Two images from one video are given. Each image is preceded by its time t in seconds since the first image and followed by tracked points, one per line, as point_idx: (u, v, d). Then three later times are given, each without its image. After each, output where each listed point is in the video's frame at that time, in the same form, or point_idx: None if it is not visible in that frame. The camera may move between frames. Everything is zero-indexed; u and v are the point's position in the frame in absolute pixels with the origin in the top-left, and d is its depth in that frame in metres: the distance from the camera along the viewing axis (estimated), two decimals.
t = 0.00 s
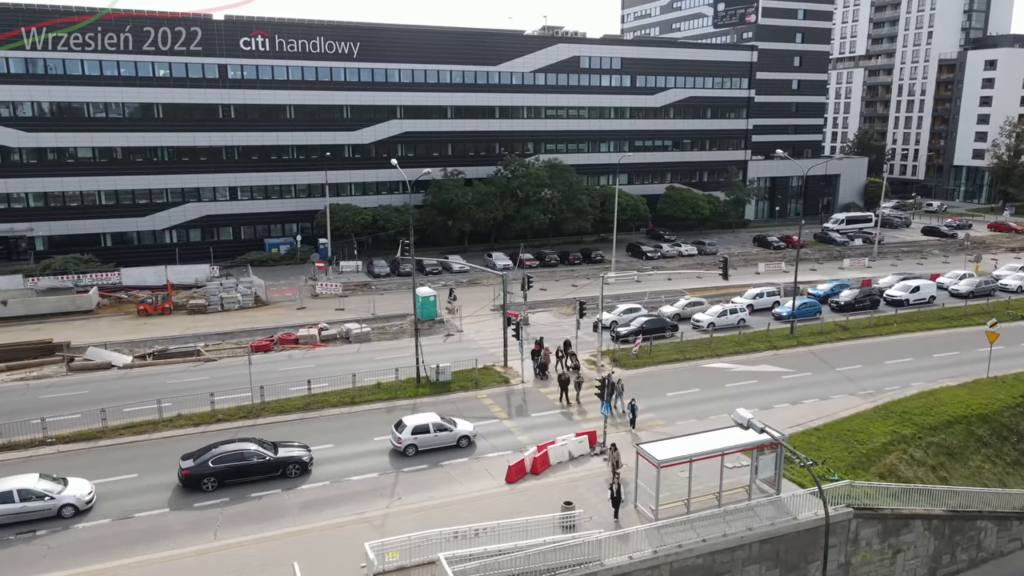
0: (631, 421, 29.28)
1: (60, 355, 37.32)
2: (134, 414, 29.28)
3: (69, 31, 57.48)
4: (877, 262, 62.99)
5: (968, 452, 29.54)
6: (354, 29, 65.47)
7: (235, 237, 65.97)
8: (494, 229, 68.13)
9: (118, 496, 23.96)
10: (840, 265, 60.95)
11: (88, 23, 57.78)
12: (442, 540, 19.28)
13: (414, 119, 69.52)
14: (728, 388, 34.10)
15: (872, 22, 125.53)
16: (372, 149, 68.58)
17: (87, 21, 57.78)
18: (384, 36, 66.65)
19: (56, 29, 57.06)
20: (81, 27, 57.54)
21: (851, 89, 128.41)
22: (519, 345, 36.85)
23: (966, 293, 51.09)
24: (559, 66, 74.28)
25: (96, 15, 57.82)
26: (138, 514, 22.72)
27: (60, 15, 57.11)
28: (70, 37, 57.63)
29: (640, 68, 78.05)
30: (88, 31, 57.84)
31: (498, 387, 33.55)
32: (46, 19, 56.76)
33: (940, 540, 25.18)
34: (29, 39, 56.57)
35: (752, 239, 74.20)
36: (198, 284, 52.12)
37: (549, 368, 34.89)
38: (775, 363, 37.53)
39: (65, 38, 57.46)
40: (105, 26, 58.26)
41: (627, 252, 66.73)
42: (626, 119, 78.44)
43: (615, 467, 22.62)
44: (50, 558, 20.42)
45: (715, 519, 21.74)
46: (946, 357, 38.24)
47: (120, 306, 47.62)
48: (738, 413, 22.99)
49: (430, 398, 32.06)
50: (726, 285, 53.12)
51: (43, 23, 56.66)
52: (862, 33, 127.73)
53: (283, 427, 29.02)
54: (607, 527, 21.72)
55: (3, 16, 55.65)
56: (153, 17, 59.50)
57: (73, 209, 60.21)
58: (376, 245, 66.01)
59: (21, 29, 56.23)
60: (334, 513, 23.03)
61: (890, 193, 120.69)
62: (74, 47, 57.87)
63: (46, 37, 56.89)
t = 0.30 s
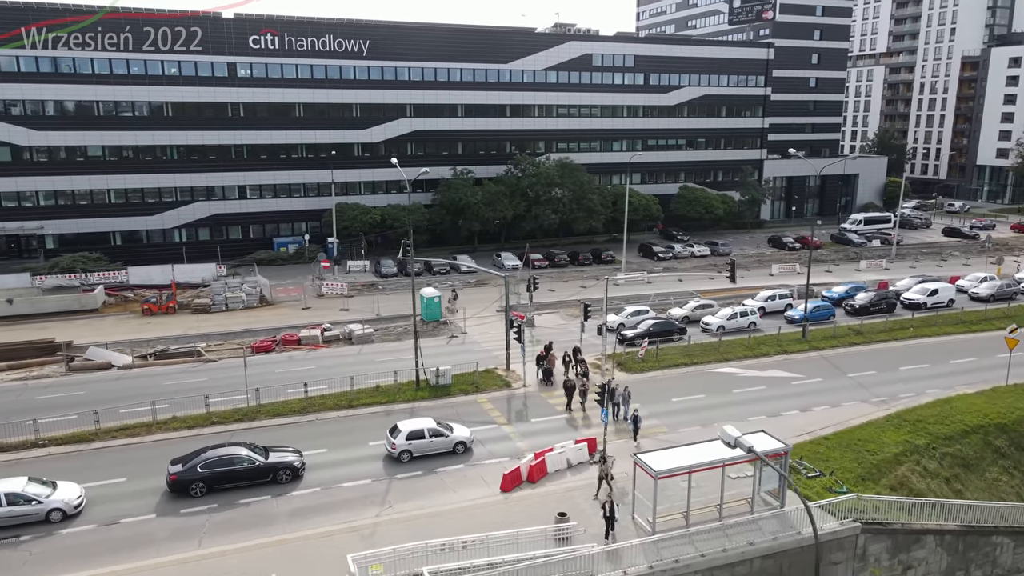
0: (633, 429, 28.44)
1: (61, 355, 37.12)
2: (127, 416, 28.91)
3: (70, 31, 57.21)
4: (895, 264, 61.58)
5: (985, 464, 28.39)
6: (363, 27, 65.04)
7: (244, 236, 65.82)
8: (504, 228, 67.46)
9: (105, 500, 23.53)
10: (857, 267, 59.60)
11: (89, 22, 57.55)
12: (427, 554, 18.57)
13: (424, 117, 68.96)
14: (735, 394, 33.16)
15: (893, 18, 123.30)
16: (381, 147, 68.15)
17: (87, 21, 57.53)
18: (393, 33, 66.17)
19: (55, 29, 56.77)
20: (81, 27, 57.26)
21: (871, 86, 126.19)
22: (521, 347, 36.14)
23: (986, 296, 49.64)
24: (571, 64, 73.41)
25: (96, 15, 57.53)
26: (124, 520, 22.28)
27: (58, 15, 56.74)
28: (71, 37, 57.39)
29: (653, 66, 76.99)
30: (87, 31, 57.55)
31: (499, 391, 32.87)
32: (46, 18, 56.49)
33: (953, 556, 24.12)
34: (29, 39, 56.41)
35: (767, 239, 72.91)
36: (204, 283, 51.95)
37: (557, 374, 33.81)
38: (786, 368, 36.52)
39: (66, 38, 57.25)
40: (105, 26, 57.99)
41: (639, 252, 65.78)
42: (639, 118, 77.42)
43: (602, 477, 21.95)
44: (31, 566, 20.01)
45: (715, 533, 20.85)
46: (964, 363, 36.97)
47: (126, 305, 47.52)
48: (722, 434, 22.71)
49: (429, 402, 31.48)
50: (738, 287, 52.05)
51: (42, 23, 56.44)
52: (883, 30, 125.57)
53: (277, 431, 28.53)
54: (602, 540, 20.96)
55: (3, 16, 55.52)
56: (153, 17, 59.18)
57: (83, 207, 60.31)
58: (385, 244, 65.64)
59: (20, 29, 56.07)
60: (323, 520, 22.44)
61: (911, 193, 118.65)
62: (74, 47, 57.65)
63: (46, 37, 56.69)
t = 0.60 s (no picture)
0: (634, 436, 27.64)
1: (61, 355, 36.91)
2: (121, 418, 28.53)
3: (70, 30, 57.02)
4: (914, 266, 60.11)
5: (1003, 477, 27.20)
6: (373, 25, 64.60)
7: (253, 235, 65.65)
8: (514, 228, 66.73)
9: (92, 505, 23.10)
10: (874, 269, 58.19)
11: (88, 22, 57.30)
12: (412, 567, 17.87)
13: (434, 116, 68.39)
14: (744, 401, 32.18)
15: (915, 15, 120.91)
16: (391, 146, 67.66)
17: (87, 21, 57.29)
18: (402, 31, 65.66)
19: (56, 29, 56.63)
20: (80, 27, 57.07)
21: (892, 84, 123.90)
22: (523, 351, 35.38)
23: (1008, 300, 48.12)
24: (583, 62, 72.50)
25: (96, 15, 57.31)
26: (109, 526, 21.82)
27: (59, 15, 56.65)
28: (70, 37, 57.20)
29: (667, 64, 75.87)
30: (87, 31, 57.36)
31: (500, 396, 32.16)
32: (45, 18, 56.34)
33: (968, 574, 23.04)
34: (29, 39, 56.30)
35: (782, 240, 71.58)
36: (210, 282, 51.73)
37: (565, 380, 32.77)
38: (796, 374, 35.47)
39: (67, 38, 57.14)
40: (104, 26, 57.75)
41: (651, 253, 64.77)
42: (652, 117, 76.37)
43: (591, 492, 22.03)
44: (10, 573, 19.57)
45: (714, 549, 19.96)
46: (983, 370, 35.66)
47: (131, 304, 47.38)
48: (708, 454, 20.53)
49: (428, 406, 30.82)
50: (750, 289, 50.95)
51: (42, 23, 56.30)
52: (905, 27, 123.29)
53: (271, 434, 28.02)
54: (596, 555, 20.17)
55: (3, 16, 55.40)
56: (152, 17, 58.92)
57: (93, 206, 60.41)
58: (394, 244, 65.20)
59: (21, 29, 55.94)
60: (311, 529, 21.85)
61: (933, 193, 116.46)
62: (74, 47, 57.56)
63: (46, 37, 56.60)
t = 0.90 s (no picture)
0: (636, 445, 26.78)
1: (62, 355, 36.68)
2: (114, 421, 28.13)
3: (70, 31, 56.80)
4: (934, 269, 58.58)
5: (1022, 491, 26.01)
6: (383, 23, 64.15)
7: (262, 234, 65.42)
8: (524, 228, 66.00)
9: (77, 510, 22.64)
10: (892, 272, 56.73)
11: (89, 22, 57.01)
12: None
13: (445, 114, 67.75)
14: (752, 408, 31.17)
15: (938, 11, 118.45)
16: (401, 145, 67.13)
17: (87, 21, 57.03)
18: (412, 29, 65.10)
19: (55, 29, 56.47)
20: (81, 27, 56.84)
21: (915, 82, 121.53)
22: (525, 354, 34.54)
23: None
24: (596, 60, 71.54)
25: (97, 15, 57.02)
26: (94, 533, 21.34)
27: (60, 15, 56.43)
28: (70, 37, 56.99)
29: (681, 62, 74.69)
30: (88, 31, 57.09)
31: (501, 401, 31.43)
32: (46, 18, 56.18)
33: None
34: (29, 39, 56.14)
35: (798, 241, 70.20)
36: (216, 282, 51.46)
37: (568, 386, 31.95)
38: (808, 380, 34.40)
39: (67, 38, 56.95)
40: (105, 26, 57.47)
41: (663, 254, 63.70)
42: (666, 115, 75.25)
43: (575, 508, 21.44)
44: None
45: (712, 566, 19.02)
46: (1005, 378, 34.32)
47: (136, 304, 47.21)
48: (688, 480, 16.00)
49: (426, 411, 30.17)
50: (764, 291, 49.84)
51: (42, 23, 56.15)
52: (928, 24, 120.87)
53: (266, 439, 27.50)
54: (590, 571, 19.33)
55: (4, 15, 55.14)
56: (154, 17, 58.62)
57: (103, 205, 60.46)
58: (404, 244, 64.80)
59: (21, 29, 55.75)
60: (298, 539, 21.24)
61: (956, 194, 114.17)
62: (74, 47, 57.32)
63: (46, 37, 56.47)
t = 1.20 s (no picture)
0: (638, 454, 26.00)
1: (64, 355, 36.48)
2: (109, 424, 27.79)
3: (69, 30, 56.75)
4: (955, 272, 57.00)
5: None
6: (394, 21, 63.64)
7: (272, 234, 65.20)
8: (535, 228, 65.25)
9: (63, 515, 22.20)
10: (912, 274, 55.28)
11: (88, 22, 56.95)
12: None
13: (456, 113, 67.11)
14: (761, 416, 30.20)
15: (963, 8, 115.96)
16: (412, 144, 66.58)
17: (87, 21, 56.96)
18: (422, 27, 64.50)
19: (56, 29, 56.41)
20: (81, 27, 56.82)
21: (938, 80, 119.14)
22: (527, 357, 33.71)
23: None
24: (610, 58, 70.54)
25: (96, 15, 56.91)
26: (79, 540, 20.89)
27: (60, 15, 56.34)
28: (70, 37, 56.96)
29: (696, 60, 73.48)
30: (87, 31, 57.02)
31: (502, 406, 30.72)
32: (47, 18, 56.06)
33: None
34: (29, 39, 56.05)
35: (815, 242, 68.79)
36: (224, 282, 51.26)
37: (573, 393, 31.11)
38: (820, 387, 33.34)
39: (67, 38, 56.91)
40: (105, 26, 57.36)
41: (676, 255, 62.65)
42: (681, 114, 74.08)
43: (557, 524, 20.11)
44: None
45: None
46: None
47: (143, 304, 47.07)
48: (667, 508, 13.75)
49: (425, 415, 29.53)
50: (778, 294, 48.72)
51: (43, 23, 56.09)
52: (952, 21, 118.43)
53: (260, 443, 26.97)
54: None
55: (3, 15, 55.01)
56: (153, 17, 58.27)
57: (113, 203, 60.50)
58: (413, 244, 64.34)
59: (21, 29, 55.66)
60: (285, 549, 20.66)
61: (980, 194, 111.78)
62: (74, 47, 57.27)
63: (46, 37, 56.38)
